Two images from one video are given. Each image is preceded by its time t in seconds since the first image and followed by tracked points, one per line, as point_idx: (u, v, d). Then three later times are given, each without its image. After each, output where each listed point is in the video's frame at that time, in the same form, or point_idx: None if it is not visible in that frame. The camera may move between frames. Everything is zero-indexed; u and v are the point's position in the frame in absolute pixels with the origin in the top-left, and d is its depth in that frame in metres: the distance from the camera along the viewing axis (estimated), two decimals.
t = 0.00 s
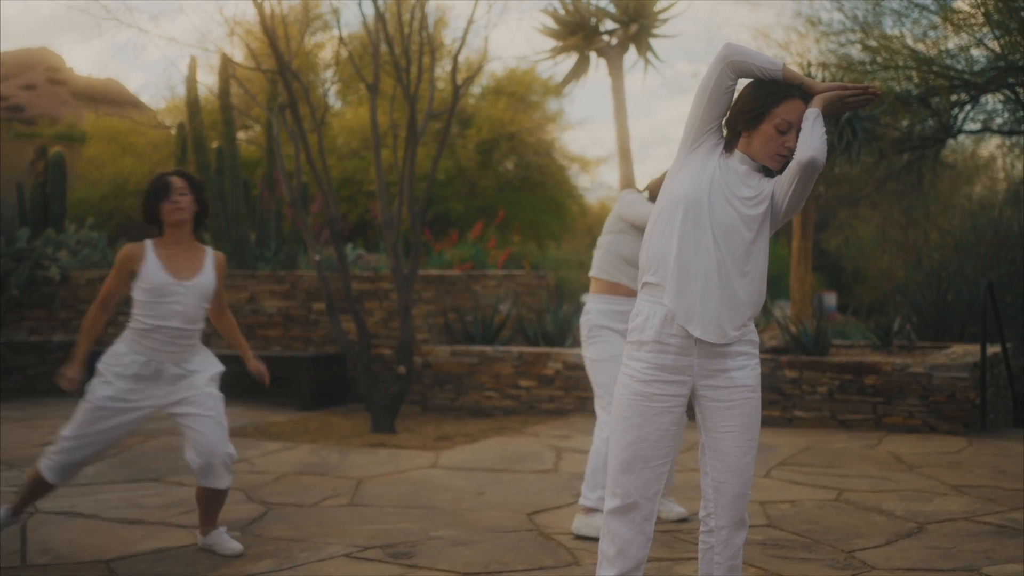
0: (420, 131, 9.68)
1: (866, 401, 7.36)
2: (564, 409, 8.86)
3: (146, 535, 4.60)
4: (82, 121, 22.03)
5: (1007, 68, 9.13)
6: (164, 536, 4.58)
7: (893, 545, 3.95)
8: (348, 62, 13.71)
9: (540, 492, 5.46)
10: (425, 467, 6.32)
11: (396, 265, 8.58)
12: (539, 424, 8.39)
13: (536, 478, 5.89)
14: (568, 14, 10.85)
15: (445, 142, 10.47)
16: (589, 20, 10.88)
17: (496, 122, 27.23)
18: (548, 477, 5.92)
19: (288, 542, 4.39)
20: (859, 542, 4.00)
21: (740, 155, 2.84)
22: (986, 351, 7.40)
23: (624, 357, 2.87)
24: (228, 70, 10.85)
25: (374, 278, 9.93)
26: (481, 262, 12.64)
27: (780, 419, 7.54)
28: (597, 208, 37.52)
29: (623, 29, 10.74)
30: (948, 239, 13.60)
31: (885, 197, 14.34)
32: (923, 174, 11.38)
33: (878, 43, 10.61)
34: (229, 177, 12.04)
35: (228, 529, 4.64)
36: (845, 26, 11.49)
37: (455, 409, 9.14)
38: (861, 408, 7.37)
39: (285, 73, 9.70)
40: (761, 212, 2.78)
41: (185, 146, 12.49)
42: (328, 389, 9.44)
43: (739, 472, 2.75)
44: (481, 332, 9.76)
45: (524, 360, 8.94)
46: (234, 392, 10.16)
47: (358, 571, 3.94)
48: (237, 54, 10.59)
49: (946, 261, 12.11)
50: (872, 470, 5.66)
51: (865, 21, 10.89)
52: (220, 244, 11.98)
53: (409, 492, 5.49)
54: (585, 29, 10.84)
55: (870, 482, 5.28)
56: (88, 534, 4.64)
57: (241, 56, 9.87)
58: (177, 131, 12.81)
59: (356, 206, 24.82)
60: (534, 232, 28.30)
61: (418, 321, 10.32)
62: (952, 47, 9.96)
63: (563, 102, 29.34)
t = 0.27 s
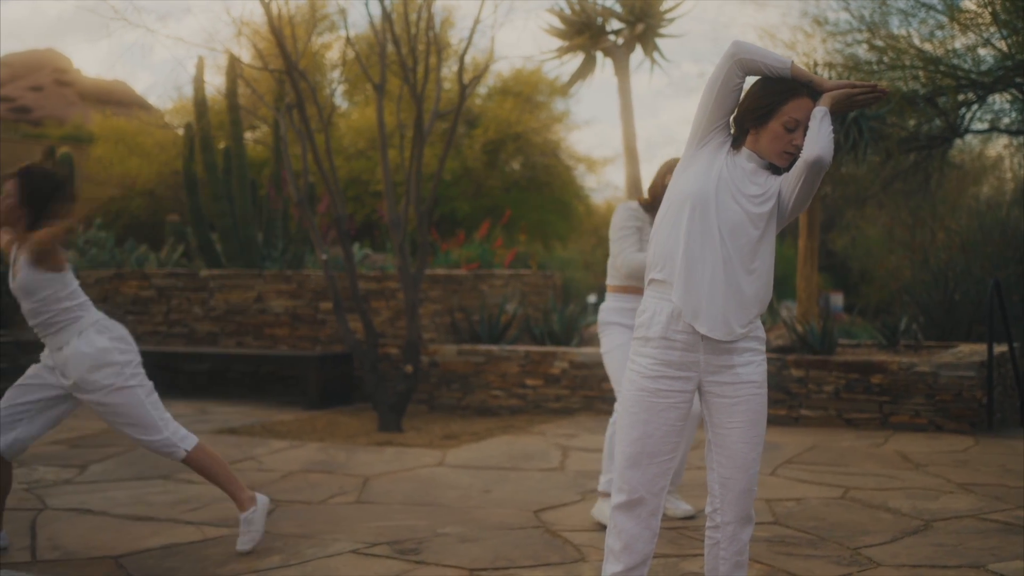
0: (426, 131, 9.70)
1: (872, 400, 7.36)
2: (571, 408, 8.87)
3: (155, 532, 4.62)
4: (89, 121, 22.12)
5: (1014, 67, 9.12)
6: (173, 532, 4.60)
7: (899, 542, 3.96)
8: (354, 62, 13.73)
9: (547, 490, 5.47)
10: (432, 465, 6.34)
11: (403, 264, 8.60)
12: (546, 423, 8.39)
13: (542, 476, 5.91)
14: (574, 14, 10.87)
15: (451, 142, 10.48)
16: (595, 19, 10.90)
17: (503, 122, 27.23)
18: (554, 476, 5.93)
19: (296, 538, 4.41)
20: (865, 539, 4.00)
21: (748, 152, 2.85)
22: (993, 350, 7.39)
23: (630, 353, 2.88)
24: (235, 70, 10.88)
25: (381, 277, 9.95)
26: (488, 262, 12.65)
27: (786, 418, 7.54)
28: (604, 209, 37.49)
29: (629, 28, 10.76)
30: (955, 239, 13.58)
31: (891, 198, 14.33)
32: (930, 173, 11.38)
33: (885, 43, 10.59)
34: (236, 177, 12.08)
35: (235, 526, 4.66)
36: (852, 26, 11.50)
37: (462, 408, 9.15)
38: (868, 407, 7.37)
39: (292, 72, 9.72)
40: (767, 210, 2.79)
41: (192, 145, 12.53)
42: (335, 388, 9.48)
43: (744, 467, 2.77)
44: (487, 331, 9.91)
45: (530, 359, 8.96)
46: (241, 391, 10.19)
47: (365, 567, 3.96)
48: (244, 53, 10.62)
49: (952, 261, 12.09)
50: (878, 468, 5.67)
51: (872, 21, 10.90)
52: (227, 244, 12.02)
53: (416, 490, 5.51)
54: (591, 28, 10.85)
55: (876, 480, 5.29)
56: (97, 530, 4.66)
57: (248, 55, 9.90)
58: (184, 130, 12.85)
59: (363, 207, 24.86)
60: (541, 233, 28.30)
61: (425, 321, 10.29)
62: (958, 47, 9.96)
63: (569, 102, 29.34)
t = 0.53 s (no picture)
0: (437, 130, 9.72)
1: (883, 399, 7.35)
2: (581, 407, 8.88)
3: (168, 528, 4.66)
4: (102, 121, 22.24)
5: None
6: (185, 529, 4.63)
7: (908, 540, 3.96)
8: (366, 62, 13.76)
9: (557, 488, 5.49)
10: (443, 463, 6.36)
11: (413, 263, 8.62)
12: (556, 422, 8.41)
13: (553, 475, 5.92)
14: (584, 14, 10.88)
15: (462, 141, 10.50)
16: (606, 19, 10.90)
17: (513, 122, 27.24)
18: (565, 474, 5.95)
19: (308, 535, 4.44)
20: (874, 537, 4.01)
21: (757, 151, 2.86)
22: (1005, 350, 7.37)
23: (639, 351, 2.90)
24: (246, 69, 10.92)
25: (392, 276, 9.98)
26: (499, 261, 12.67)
27: (796, 417, 7.55)
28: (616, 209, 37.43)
29: (640, 28, 10.78)
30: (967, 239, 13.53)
31: (902, 197, 14.29)
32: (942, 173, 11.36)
33: (896, 42, 10.55)
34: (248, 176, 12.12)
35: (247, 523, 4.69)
36: (863, 25, 11.48)
37: (473, 407, 9.18)
38: (878, 407, 7.36)
39: (304, 72, 9.76)
40: (776, 210, 2.80)
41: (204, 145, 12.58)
42: (346, 387, 9.51)
43: (753, 464, 2.78)
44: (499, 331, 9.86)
45: (541, 358, 8.97)
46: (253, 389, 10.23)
47: (375, 564, 3.98)
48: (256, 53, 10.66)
49: (964, 261, 12.05)
50: (888, 467, 5.67)
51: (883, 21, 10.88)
52: (239, 243, 12.07)
53: (427, 488, 5.54)
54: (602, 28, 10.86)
55: (887, 479, 5.28)
56: (110, 527, 4.70)
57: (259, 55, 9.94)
58: (196, 130, 12.91)
59: (373, 206, 24.92)
60: (552, 232, 28.29)
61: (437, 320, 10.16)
62: (970, 46, 9.92)
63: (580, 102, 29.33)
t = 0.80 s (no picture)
0: (452, 130, 9.73)
1: (899, 399, 7.32)
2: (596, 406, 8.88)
3: (184, 525, 4.69)
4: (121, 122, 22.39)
5: None
6: (201, 526, 4.66)
7: (923, 540, 3.94)
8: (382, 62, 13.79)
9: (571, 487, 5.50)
10: (458, 462, 6.37)
11: (428, 262, 8.63)
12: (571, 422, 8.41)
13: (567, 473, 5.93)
14: (600, 13, 10.87)
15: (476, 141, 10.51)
16: (621, 18, 10.90)
17: (529, 121, 27.23)
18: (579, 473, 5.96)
19: (322, 533, 4.46)
20: (888, 537, 4.00)
21: (771, 150, 2.85)
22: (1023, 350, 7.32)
23: (654, 351, 2.90)
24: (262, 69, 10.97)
25: (407, 275, 9.99)
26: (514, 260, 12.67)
27: (812, 417, 7.53)
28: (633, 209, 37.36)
29: (655, 27, 10.76)
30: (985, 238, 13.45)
31: (920, 196, 14.22)
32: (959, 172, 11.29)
33: (914, 41, 10.52)
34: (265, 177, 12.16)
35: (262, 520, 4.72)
36: (880, 24, 11.44)
37: (488, 406, 9.19)
38: (894, 406, 7.33)
39: (319, 72, 9.79)
40: (790, 208, 2.79)
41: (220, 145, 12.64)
42: (361, 386, 9.54)
43: (769, 463, 2.77)
44: (512, 330, 9.78)
45: (555, 357, 8.97)
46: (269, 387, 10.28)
47: (388, 561, 4.00)
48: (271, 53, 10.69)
49: (982, 260, 11.97)
50: (903, 467, 5.65)
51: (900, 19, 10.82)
52: (255, 242, 12.12)
53: (442, 486, 5.55)
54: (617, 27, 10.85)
55: (902, 479, 5.26)
56: (127, 524, 4.73)
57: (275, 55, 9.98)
58: (213, 130, 12.97)
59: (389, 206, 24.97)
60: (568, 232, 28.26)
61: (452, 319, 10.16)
62: (988, 43, 9.90)
63: (596, 101, 29.29)
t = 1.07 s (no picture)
0: (462, 130, 9.74)
1: (910, 398, 7.31)
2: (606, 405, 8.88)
3: (195, 523, 4.72)
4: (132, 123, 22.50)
5: None
6: (212, 524, 4.69)
7: (932, 539, 3.94)
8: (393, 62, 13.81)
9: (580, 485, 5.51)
10: (468, 460, 6.39)
11: (438, 262, 8.64)
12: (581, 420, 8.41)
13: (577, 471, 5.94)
14: (610, 12, 10.88)
15: (486, 140, 10.51)
16: (631, 18, 10.90)
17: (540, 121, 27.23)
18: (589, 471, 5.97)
19: (333, 531, 4.48)
20: (898, 535, 3.99)
21: (782, 152, 2.85)
22: None
23: (671, 352, 2.93)
24: (274, 69, 11.00)
25: (417, 275, 10.01)
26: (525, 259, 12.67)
27: (822, 416, 7.53)
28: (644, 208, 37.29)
29: (665, 26, 10.75)
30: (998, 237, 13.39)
31: (932, 195, 14.17)
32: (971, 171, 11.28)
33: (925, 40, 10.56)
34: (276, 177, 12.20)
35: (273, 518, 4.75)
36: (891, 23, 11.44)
37: (498, 406, 9.20)
38: (905, 405, 7.32)
39: (330, 73, 9.81)
40: (801, 208, 2.79)
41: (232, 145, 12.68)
42: (372, 385, 9.56)
43: (782, 463, 2.76)
44: (523, 329, 9.83)
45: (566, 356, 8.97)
46: (281, 387, 10.31)
47: (398, 559, 4.01)
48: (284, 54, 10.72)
49: (994, 259, 11.92)
50: (914, 466, 5.64)
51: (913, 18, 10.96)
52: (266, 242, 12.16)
53: (452, 484, 5.57)
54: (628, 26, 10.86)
55: (912, 478, 5.25)
56: (140, 521, 4.77)
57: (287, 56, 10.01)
58: (224, 130, 13.02)
59: (399, 206, 25.01)
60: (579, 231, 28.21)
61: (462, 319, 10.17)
62: (999, 42, 9.88)
63: (607, 100, 29.27)
